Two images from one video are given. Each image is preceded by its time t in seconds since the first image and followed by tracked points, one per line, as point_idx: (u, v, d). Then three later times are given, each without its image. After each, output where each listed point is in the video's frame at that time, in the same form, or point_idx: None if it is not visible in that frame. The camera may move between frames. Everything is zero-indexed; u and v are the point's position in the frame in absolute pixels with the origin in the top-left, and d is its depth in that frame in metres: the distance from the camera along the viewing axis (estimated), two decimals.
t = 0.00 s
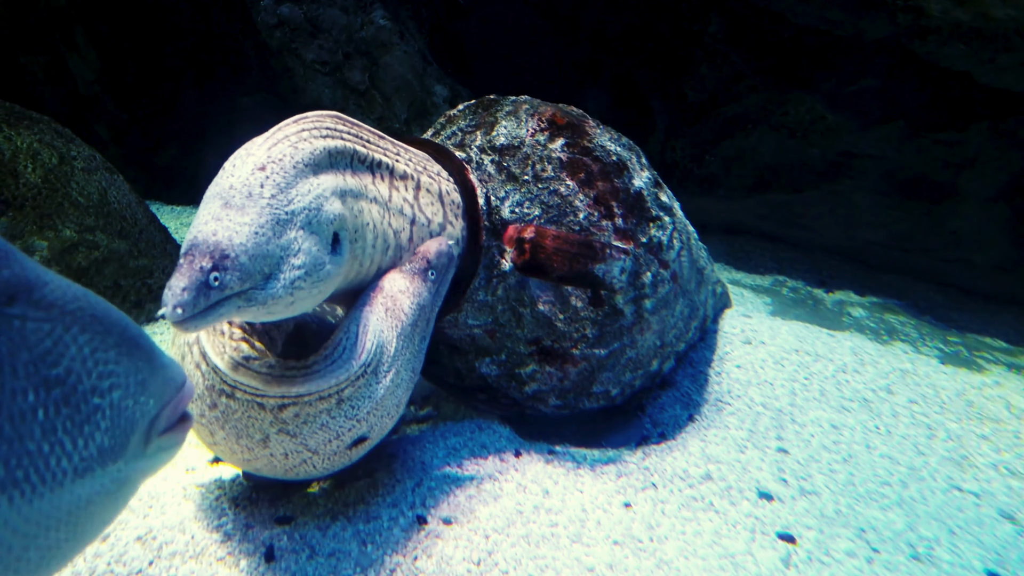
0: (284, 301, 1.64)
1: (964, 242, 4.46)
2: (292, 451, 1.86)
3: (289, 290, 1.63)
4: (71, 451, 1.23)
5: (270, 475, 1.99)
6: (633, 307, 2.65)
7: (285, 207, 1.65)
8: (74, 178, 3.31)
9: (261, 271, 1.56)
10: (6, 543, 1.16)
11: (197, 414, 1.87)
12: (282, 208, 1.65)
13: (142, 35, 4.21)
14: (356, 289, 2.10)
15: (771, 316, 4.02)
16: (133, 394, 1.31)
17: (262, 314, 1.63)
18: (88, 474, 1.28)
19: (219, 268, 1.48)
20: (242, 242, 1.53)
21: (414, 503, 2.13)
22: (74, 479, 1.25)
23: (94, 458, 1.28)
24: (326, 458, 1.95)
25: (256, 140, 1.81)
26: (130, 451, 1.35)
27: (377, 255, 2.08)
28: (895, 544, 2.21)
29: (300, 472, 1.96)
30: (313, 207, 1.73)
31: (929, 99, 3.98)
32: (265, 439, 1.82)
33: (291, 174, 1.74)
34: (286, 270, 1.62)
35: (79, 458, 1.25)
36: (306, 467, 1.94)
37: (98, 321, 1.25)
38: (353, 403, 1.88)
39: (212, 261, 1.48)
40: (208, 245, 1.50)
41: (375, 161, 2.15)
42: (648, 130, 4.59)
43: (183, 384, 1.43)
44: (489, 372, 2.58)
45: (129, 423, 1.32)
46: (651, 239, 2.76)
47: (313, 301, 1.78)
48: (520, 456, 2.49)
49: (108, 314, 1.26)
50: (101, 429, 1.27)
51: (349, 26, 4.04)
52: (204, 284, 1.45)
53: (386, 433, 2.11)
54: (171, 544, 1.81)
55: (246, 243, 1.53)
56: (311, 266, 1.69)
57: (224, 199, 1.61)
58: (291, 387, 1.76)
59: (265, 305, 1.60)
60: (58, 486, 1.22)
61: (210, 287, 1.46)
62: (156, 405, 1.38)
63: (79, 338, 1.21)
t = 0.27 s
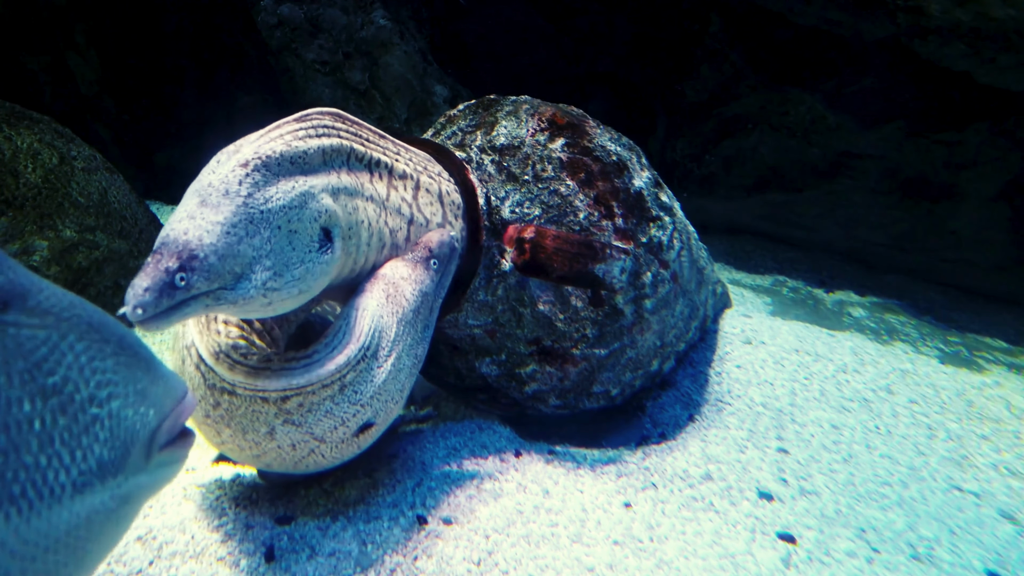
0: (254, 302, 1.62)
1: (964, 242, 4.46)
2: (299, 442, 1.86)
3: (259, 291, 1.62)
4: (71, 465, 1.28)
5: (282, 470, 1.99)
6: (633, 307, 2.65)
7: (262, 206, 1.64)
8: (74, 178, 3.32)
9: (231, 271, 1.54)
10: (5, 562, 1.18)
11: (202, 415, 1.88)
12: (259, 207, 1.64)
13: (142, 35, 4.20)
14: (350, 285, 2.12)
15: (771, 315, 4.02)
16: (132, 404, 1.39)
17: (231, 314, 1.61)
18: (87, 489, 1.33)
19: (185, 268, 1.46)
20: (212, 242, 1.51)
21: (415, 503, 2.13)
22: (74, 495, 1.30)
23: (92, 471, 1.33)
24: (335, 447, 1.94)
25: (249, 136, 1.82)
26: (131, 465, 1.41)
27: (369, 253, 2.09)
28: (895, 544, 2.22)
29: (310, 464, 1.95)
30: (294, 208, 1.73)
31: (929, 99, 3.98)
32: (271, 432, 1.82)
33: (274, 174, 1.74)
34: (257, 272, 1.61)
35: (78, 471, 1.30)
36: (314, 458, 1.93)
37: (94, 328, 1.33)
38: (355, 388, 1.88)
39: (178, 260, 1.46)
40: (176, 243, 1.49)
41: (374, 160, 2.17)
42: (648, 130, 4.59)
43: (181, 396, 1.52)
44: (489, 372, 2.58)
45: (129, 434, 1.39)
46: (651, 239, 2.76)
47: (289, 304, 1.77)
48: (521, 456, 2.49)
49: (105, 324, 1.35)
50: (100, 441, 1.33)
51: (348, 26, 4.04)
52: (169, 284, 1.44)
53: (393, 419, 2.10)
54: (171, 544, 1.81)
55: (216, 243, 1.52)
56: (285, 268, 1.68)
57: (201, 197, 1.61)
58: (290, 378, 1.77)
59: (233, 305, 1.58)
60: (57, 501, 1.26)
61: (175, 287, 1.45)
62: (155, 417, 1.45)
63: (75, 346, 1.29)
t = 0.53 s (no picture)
0: (246, 274, 1.60)
1: (965, 242, 4.46)
2: (315, 432, 1.85)
3: (250, 263, 1.60)
4: (65, 497, 1.27)
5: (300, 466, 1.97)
6: (633, 307, 2.65)
7: (260, 179, 1.64)
8: (74, 178, 3.32)
9: (220, 237, 1.53)
10: None
11: (217, 413, 1.89)
12: (257, 179, 1.63)
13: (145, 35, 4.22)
14: (351, 277, 2.12)
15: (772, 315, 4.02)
16: (126, 429, 1.40)
17: (220, 284, 1.59)
18: (83, 522, 1.32)
19: (174, 225, 1.46)
20: (205, 205, 1.52)
21: (415, 503, 2.13)
22: (69, 529, 1.29)
23: (87, 502, 1.32)
24: (350, 438, 1.92)
25: (251, 113, 1.80)
26: (127, 492, 1.42)
27: (371, 246, 2.08)
28: (895, 544, 2.21)
29: (327, 456, 1.93)
30: (294, 186, 1.72)
31: (929, 99, 3.98)
32: (287, 422, 1.82)
33: (276, 149, 1.72)
34: (250, 242, 1.59)
35: (73, 505, 1.29)
36: (331, 451, 1.92)
37: (85, 349, 1.35)
38: (368, 373, 1.88)
39: (167, 217, 1.46)
40: (169, 201, 1.49)
41: (379, 154, 2.16)
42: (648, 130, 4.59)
43: (177, 421, 1.54)
44: (489, 372, 2.58)
45: (125, 460, 1.40)
46: (652, 239, 2.76)
47: (284, 285, 1.74)
48: (521, 456, 2.49)
49: (96, 345, 1.36)
50: (94, 470, 1.33)
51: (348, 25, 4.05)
52: (154, 237, 1.43)
53: (406, 409, 2.08)
54: (171, 544, 1.81)
55: (208, 206, 1.52)
56: (280, 245, 1.66)
57: (200, 162, 1.62)
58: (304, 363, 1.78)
59: (222, 275, 1.56)
60: (52, 537, 1.25)
61: (162, 241, 1.44)
62: (150, 442, 1.47)
63: (66, 373, 1.29)
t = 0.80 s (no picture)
0: (265, 258, 1.57)
1: (965, 242, 4.46)
2: (341, 417, 1.82)
3: (269, 248, 1.57)
4: (56, 547, 1.14)
5: (325, 458, 1.92)
6: (633, 306, 2.65)
7: (276, 164, 1.61)
8: (75, 178, 3.33)
9: (241, 222, 1.50)
10: None
11: (240, 406, 1.85)
12: (273, 165, 1.61)
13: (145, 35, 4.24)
14: (355, 275, 2.12)
15: (772, 315, 4.02)
16: (121, 469, 1.29)
17: (238, 271, 1.55)
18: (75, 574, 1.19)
19: (196, 211, 1.42)
20: (224, 191, 1.48)
21: (415, 502, 2.13)
22: None
23: (80, 550, 1.19)
24: (375, 423, 1.89)
25: (260, 102, 1.77)
26: (123, 538, 1.30)
27: (377, 241, 2.06)
28: (895, 544, 2.21)
29: (352, 444, 1.89)
30: (308, 172, 1.70)
31: (929, 99, 3.98)
32: (314, 408, 1.79)
33: (288, 136, 1.70)
34: (268, 227, 1.56)
35: (64, 554, 1.16)
36: (357, 437, 1.89)
37: (75, 385, 1.26)
38: (390, 355, 1.86)
39: (188, 203, 1.42)
40: (188, 188, 1.45)
41: (382, 149, 2.17)
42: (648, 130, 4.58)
43: (174, 455, 1.44)
44: (490, 372, 2.58)
45: (121, 503, 1.28)
46: (652, 239, 2.76)
47: (298, 269, 1.72)
48: (521, 456, 2.49)
49: (85, 381, 1.27)
50: (88, 515, 1.21)
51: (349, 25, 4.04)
52: (178, 224, 1.39)
53: (427, 396, 2.04)
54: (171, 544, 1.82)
55: (228, 192, 1.48)
56: (297, 229, 1.64)
57: (215, 149, 1.58)
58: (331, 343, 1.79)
59: (242, 261, 1.52)
60: None
61: (185, 228, 1.40)
62: (147, 480, 1.36)
63: (55, 410, 1.19)
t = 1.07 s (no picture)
0: (279, 253, 1.55)
1: (965, 241, 4.46)
2: (380, 394, 1.80)
3: (284, 241, 1.55)
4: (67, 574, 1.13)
5: (361, 442, 1.89)
6: (633, 306, 2.65)
7: (285, 158, 1.60)
8: (74, 179, 3.34)
9: (256, 217, 1.47)
10: None
11: (274, 397, 1.77)
12: (282, 159, 1.59)
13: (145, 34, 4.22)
14: (357, 273, 2.10)
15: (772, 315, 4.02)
16: (133, 493, 1.29)
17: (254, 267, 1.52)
18: None
19: (210, 208, 1.38)
20: (237, 187, 1.45)
21: (415, 502, 2.13)
22: None
23: None
24: (412, 400, 1.88)
25: (261, 98, 1.76)
26: (136, 565, 1.28)
27: (380, 236, 2.05)
28: (896, 544, 2.21)
29: (389, 424, 1.88)
30: (315, 165, 1.69)
31: (930, 100, 3.99)
32: (354, 388, 1.76)
33: (293, 131, 1.69)
34: (281, 220, 1.54)
35: None
36: (395, 416, 1.87)
37: (84, 406, 1.29)
38: (423, 330, 1.87)
39: (202, 201, 1.38)
40: (200, 186, 1.41)
41: (380, 146, 2.17)
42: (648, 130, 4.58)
43: (187, 480, 1.44)
44: (490, 372, 2.58)
45: (134, 528, 1.27)
46: (652, 239, 2.76)
47: (311, 262, 1.71)
48: (521, 456, 2.49)
49: (94, 402, 1.31)
50: (101, 540, 1.20)
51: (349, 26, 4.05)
52: (193, 222, 1.35)
53: (454, 371, 2.06)
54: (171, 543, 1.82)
55: (241, 188, 1.45)
56: (308, 221, 1.63)
57: (224, 147, 1.56)
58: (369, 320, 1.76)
59: (258, 256, 1.50)
60: None
61: (201, 225, 1.36)
62: (160, 505, 1.34)
63: (65, 432, 1.22)
